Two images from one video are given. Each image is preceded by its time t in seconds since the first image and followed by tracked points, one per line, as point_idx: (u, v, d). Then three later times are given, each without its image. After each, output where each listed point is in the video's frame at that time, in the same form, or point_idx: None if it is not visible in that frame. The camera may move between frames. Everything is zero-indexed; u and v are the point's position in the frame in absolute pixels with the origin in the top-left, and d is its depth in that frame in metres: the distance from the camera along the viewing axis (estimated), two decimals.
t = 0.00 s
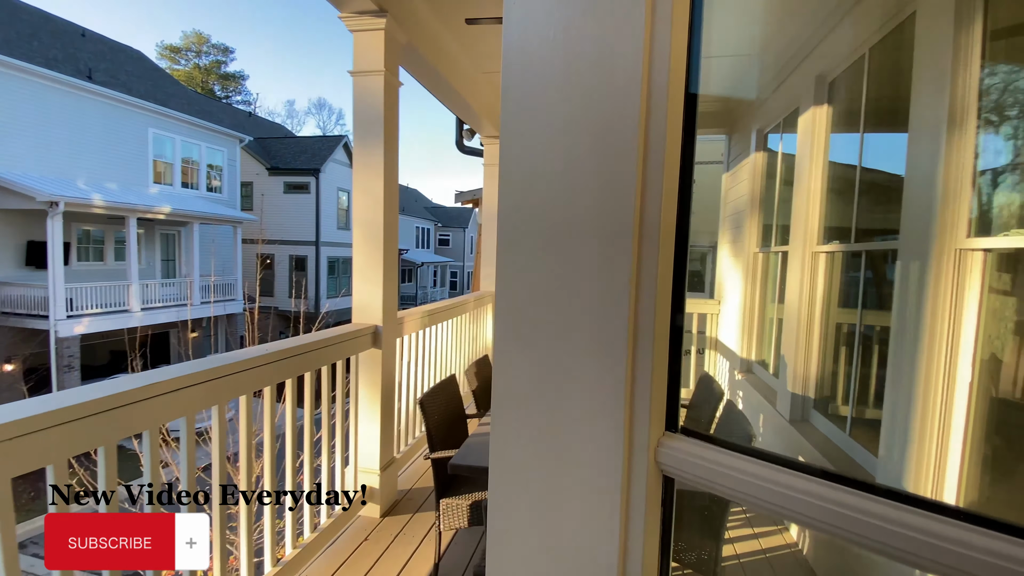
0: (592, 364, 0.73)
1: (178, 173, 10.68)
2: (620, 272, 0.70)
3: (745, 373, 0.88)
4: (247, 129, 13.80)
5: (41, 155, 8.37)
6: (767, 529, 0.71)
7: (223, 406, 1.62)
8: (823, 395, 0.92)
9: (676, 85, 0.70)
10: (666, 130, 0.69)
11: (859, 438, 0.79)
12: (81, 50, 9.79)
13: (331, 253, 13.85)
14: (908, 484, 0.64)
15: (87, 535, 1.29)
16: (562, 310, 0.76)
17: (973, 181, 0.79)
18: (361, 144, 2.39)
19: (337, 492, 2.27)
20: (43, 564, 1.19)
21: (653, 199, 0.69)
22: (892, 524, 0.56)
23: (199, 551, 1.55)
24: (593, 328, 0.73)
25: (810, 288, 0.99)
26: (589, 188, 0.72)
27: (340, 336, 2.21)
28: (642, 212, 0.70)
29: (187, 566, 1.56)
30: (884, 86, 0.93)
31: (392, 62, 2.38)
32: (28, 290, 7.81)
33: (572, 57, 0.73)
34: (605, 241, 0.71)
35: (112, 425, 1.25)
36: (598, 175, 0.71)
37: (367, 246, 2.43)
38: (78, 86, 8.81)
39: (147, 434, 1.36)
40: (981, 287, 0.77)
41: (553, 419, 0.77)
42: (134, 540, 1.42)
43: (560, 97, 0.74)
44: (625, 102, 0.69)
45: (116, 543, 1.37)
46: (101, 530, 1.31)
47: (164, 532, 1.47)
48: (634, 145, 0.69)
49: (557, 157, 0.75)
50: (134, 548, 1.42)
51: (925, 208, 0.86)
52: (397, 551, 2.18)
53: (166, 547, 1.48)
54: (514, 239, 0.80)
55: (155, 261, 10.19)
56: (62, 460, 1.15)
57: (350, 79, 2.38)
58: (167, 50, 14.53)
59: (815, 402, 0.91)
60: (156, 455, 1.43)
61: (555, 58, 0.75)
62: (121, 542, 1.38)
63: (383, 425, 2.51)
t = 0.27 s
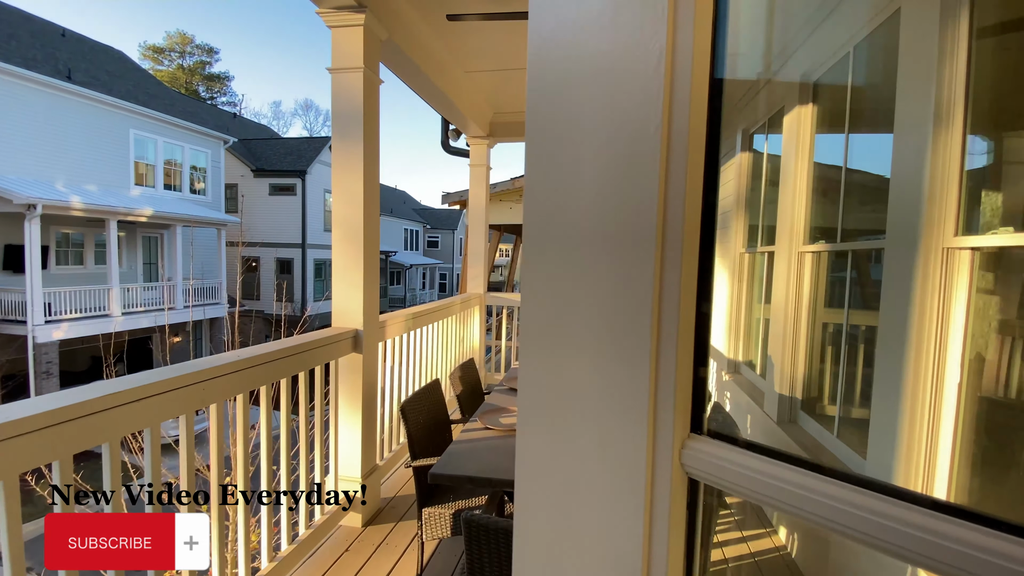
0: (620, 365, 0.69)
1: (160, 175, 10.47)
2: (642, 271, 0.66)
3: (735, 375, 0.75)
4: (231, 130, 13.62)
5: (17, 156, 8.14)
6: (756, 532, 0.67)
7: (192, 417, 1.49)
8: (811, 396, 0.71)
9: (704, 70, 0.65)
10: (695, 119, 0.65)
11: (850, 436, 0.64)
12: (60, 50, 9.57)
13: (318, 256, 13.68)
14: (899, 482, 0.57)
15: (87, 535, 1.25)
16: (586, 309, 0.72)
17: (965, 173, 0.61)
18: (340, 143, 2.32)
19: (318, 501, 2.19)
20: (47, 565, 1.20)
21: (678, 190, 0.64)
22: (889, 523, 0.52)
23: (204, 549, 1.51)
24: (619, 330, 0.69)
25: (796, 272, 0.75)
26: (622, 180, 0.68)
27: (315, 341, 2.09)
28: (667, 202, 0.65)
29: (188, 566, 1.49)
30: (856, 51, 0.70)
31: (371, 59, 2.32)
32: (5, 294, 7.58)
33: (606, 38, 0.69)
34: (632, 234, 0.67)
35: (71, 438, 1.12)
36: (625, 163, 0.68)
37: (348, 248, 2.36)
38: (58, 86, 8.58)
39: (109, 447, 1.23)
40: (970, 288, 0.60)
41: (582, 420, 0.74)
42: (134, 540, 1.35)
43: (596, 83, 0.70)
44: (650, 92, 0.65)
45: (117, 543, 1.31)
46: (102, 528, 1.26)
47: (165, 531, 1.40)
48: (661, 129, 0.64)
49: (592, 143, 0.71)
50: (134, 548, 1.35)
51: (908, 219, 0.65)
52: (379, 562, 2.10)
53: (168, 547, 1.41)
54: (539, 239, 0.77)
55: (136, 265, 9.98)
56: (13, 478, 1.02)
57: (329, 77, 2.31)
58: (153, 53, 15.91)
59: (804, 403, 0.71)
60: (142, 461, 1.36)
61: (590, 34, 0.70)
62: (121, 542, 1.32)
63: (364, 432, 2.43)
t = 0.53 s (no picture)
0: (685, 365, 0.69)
1: (167, 176, 10.52)
2: (711, 274, 0.66)
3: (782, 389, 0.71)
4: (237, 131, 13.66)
5: (25, 157, 8.19)
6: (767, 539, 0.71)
7: (192, 419, 1.47)
8: (819, 397, 0.70)
9: (773, 74, 0.65)
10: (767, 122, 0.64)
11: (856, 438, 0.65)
12: (68, 52, 9.63)
13: (323, 256, 13.70)
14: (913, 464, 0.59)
15: (86, 535, 1.25)
16: (649, 309, 0.72)
17: (979, 170, 0.59)
18: (343, 142, 2.30)
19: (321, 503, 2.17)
20: (45, 565, 1.15)
21: (745, 194, 0.65)
22: (916, 509, 0.54)
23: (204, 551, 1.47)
24: (687, 333, 0.69)
25: (804, 287, 0.72)
26: (692, 180, 0.68)
27: (317, 342, 2.07)
28: (735, 206, 0.65)
29: (188, 566, 1.46)
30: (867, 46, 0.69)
31: (373, 57, 2.30)
32: (13, 294, 7.64)
33: (668, 45, 0.70)
34: (701, 237, 0.67)
35: (71, 441, 1.11)
36: (694, 164, 0.68)
37: (351, 248, 2.34)
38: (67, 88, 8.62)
39: (107, 450, 1.21)
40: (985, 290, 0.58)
41: (643, 423, 0.74)
42: (134, 540, 1.34)
43: (660, 87, 0.70)
44: (716, 95, 0.66)
45: (117, 543, 1.30)
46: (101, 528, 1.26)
47: (165, 532, 1.38)
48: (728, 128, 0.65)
49: (660, 145, 0.71)
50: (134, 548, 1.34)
51: (919, 220, 0.65)
52: (382, 565, 2.08)
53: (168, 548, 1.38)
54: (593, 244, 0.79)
55: (144, 265, 10.05)
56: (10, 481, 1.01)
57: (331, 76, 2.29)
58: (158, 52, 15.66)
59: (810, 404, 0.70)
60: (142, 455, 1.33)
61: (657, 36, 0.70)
62: (121, 542, 1.31)
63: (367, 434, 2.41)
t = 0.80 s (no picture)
0: (733, 361, 0.62)
1: (168, 170, 10.49)
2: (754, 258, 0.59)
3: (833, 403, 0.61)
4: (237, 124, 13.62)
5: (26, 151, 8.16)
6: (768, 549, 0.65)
7: (190, 412, 1.46)
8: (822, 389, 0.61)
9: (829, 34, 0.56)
10: (817, 91, 0.57)
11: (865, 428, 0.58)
12: (68, 45, 9.56)
13: (324, 250, 13.70)
14: (922, 439, 0.54)
15: (87, 535, 1.24)
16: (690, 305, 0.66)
17: (986, 165, 0.56)
18: (342, 134, 2.28)
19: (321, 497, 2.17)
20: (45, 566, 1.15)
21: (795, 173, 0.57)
22: (935, 480, 0.48)
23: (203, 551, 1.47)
24: (730, 328, 0.62)
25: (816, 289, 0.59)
26: (737, 159, 0.61)
27: (315, 336, 2.04)
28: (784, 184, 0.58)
29: (188, 565, 1.48)
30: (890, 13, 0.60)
31: (372, 47, 2.27)
32: (14, 288, 7.62)
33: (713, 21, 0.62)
34: (746, 221, 0.60)
35: (65, 435, 1.09)
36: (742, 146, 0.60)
37: (350, 240, 2.32)
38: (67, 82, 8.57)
39: (105, 444, 1.21)
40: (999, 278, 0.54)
41: (687, 429, 0.66)
42: (134, 540, 1.33)
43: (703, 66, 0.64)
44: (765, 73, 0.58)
45: (117, 543, 1.29)
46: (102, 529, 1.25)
47: (166, 532, 1.38)
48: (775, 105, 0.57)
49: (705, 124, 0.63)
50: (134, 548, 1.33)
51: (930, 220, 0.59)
52: (382, 559, 2.07)
53: (168, 548, 1.38)
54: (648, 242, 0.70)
55: (145, 259, 10.05)
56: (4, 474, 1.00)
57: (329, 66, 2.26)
58: (158, 45, 15.92)
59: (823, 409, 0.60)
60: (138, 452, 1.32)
61: (693, 3, 0.64)
62: (121, 542, 1.30)
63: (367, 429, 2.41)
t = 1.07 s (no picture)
0: (802, 355, 0.51)
1: (173, 167, 10.53)
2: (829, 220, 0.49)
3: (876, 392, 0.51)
4: (242, 121, 13.65)
5: (33, 148, 8.17)
6: None
7: (196, 403, 1.45)
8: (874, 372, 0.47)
9: None
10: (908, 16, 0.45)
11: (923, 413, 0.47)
12: (73, 42, 9.57)
13: (329, 246, 13.71)
14: (942, 378, 0.47)
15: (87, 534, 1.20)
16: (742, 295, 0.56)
17: None
18: (346, 125, 2.25)
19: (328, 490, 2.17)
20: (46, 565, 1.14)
21: (878, 113, 0.46)
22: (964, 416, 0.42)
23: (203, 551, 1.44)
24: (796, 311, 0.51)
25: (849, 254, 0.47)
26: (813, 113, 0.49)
27: (318, 329, 2.02)
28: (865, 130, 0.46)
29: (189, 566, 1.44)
30: None
31: (376, 37, 2.24)
32: (22, 284, 7.66)
33: None
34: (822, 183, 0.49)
35: (68, 427, 1.08)
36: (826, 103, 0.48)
37: (355, 232, 2.31)
38: (74, 80, 8.59)
39: (110, 435, 1.20)
40: None
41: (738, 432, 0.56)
42: (133, 540, 1.30)
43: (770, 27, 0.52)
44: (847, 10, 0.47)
45: (116, 543, 1.25)
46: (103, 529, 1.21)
47: (166, 531, 1.35)
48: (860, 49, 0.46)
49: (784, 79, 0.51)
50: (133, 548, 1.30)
51: (943, 212, 0.49)
52: (390, 552, 2.07)
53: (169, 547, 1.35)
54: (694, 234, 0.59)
55: (152, 256, 10.12)
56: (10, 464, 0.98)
57: (333, 56, 2.24)
58: (162, 42, 15.99)
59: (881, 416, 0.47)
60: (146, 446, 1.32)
61: None
62: (120, 542, 1.26)
63: (374, 423, 2.40)
